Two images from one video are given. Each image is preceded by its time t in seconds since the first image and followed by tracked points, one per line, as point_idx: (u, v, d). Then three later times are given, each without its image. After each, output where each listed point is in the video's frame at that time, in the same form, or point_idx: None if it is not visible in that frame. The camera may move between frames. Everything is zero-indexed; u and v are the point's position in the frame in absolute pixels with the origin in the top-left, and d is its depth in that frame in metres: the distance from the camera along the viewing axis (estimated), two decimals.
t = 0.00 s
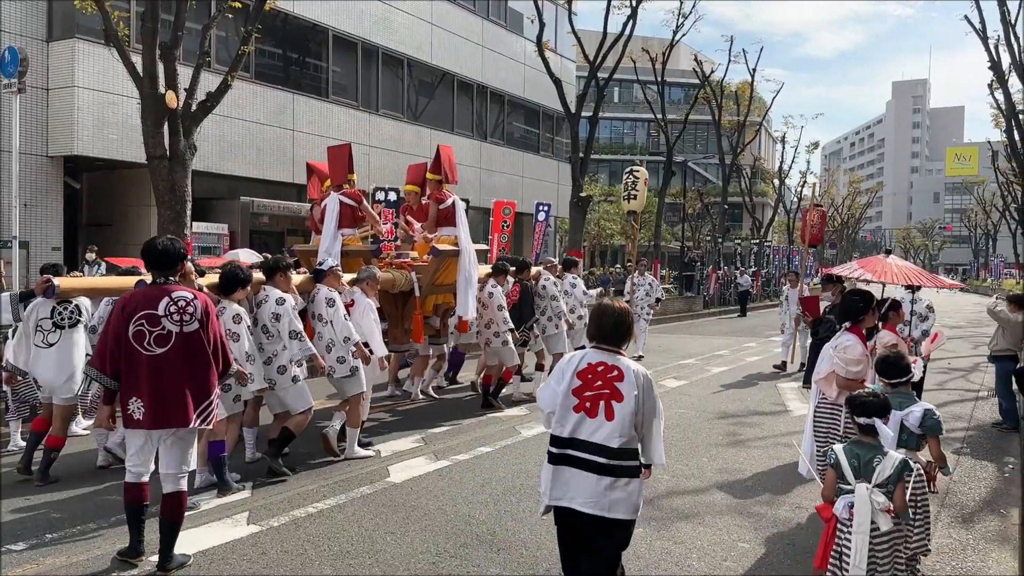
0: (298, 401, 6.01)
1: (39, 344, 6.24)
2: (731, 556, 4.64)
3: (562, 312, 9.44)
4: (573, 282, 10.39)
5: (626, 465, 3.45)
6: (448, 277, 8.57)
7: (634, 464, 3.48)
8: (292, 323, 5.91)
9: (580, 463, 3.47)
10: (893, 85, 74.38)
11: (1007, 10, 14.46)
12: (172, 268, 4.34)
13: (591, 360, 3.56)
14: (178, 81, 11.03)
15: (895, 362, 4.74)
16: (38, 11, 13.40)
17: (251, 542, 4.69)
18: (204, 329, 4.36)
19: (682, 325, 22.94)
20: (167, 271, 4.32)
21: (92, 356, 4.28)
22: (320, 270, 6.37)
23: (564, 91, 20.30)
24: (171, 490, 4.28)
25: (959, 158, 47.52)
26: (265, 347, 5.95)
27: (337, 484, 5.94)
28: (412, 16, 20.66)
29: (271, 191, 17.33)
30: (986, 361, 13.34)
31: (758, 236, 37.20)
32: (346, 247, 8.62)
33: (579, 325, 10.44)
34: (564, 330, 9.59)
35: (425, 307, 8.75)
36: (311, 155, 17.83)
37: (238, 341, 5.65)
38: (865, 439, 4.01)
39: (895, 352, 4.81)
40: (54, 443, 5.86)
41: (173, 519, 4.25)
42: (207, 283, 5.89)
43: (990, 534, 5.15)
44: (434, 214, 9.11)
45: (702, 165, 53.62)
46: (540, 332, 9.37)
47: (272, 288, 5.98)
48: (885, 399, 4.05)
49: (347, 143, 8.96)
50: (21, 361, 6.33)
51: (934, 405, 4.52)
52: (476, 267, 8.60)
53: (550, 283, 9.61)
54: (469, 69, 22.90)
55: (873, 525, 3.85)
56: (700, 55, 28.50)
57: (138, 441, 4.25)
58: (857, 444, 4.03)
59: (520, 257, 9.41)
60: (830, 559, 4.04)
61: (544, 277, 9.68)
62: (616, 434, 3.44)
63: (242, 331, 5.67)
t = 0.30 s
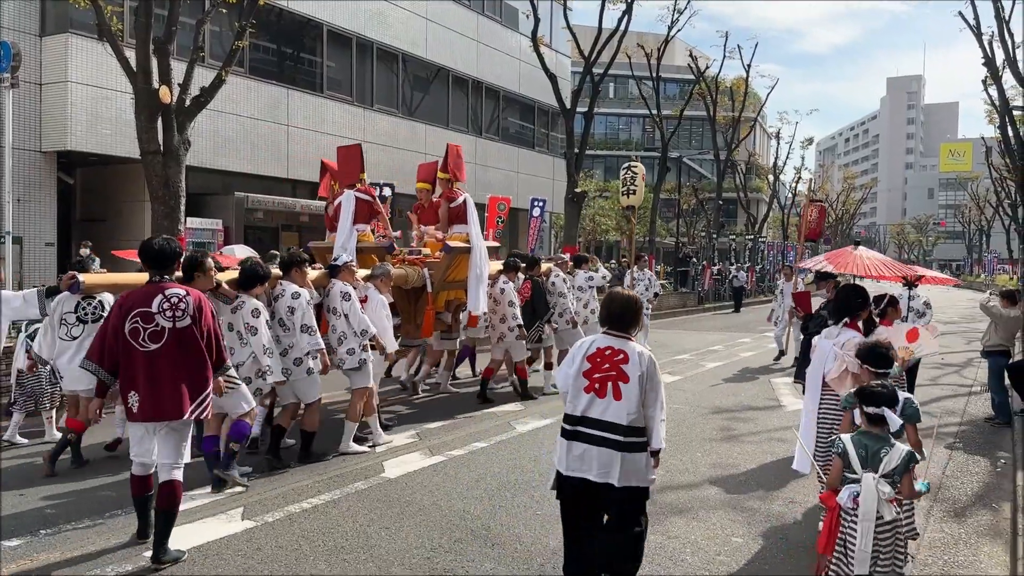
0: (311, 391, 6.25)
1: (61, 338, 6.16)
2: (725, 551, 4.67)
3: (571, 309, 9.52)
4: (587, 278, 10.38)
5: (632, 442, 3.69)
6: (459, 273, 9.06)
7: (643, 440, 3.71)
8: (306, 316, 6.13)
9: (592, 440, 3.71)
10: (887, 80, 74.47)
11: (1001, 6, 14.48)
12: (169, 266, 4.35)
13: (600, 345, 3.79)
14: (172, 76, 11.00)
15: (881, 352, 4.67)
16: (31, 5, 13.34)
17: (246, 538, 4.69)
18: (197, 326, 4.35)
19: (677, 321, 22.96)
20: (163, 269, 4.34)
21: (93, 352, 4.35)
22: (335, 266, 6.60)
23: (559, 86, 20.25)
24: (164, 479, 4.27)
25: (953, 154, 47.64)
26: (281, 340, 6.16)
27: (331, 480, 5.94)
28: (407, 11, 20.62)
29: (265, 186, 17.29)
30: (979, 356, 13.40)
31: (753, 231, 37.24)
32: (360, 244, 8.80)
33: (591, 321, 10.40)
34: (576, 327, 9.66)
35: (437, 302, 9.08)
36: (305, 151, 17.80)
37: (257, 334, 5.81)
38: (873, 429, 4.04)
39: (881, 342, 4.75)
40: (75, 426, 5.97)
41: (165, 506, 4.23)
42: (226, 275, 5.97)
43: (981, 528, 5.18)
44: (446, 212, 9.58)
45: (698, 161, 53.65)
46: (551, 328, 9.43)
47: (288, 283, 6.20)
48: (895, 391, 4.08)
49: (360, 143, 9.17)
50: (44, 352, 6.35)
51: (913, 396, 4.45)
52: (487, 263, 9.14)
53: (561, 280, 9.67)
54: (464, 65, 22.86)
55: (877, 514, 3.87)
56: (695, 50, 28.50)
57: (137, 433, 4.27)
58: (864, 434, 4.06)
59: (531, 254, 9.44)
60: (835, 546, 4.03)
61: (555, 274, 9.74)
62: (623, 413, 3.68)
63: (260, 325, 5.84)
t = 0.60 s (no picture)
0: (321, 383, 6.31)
1: (82, 331, 6.33)
2: (720, 546, 4.68)
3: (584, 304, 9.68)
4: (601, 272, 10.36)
5: (659, 432, 3.95)
6: (472, 269, 9.21)
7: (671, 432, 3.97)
8: (326, 308, 6.26)
9: (618, 430, 4.00)
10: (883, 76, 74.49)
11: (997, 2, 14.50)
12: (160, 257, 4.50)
13: (627, 342, 4.08)
14: (167, 72, 10.95)
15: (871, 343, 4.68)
16: None
17: (242, 534, 4.69)
18: (179, 316, 4.43)
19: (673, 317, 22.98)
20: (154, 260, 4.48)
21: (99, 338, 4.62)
22: (349, 262, 6.84)
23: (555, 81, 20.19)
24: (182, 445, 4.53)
25: (948, 150, 47.74)
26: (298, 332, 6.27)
27: (327, 476, 5.93)
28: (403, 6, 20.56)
29: (261, 182, 17.26)
30: (974, 351, 13.44)
31: (748, 227, 37.27)
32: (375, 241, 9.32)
33: (608, 317, 10.34)
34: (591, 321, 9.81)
35: (451, 297, 9.44)
36: (301, 146, 17.76)
37: (274, 328, 6.04)
38: (863, 420, 4.07)
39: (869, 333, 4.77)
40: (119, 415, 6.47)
41: (183, 470, 4.54)
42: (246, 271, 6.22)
43: (975, 523, 5.21)
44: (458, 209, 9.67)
45: (694, 157, 53.66)
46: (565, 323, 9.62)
47: (305, 277, 6.35)
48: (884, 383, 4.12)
49: (377, 143, 9.66)
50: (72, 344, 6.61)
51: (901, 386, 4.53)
52: (499, 259, 9.17)
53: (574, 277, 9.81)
54: (461, 60, 22.82)
55: (870, 504, 3.89)
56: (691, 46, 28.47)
57: (128, 418, 4.43)
58: (856, 425, 4.09)
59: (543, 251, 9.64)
60: (832, 537, 4.04)
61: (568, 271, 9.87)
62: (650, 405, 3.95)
63: (277, 318, 6.06)
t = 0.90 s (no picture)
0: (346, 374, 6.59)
1: (108, 325, 6.42)
2: (717, 541, 4.70)
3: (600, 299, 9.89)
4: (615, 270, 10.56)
5: (681, 411, 4.36)
6: (486, 266, 9.41)
7: (693, 410, 4.38)
8: (341, 304, 6.49)
9: (643, 408, 4.39)
10: (881, 72, 74.50)
11: None
12: (174, 257, 4.73)
13: (653, 327, 4.45)
14: (163, 67, 10.92)
15: (875, 340, 4.80)
16: None
17: (240, 529, 4.69)
18: (191, 314, 4.68)
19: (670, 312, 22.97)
20: (168, 260, 4.71)
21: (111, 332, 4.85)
22: (366, 257, 6.96)
23: (553, 77, 20.11)
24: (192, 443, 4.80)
25: (945, 145, 47.79)
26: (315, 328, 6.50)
27: (325, 471, 5.94)
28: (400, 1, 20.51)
29: (258, 178, 17.23)
30: (970, 346, 13.45)
31: (746, 222, 37.28)
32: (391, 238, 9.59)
33: (626, 311, 10.48)
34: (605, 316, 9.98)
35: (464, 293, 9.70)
36: (298, 142, 17.75)
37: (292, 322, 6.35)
38: (846, 411, 4.10)
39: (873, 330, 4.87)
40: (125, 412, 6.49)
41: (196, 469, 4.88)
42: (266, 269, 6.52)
43: (972, 517, 5.23)
44: (471, 206, 10.00)
45: (691, 152, 53.65)
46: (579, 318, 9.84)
47: (321, 273, 6.54)
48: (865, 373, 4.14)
49: (397, 141, 10.08)
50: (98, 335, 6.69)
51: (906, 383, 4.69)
52: (512, 256, 9.43)
53: (587, 273, 10.09)
54: (458, 56, 22.80)
55: (858, 490, 3.89)
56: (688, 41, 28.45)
57: (140, 410, 4.63)
58: (839, 416, 4.12)
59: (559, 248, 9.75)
60: (823, 524, 4.04)
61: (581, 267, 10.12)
62: (674, 387, 4.35)
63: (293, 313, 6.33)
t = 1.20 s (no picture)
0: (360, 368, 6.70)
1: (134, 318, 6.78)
2: (716, 537, 4.70)
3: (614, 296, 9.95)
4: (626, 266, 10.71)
5: (699, 398, 4.61)
6: (501, 262, 9.60)
7: (710, 397, 4.63)
8: (356, 298, 6.63)
9: (665, 396, 4.66)
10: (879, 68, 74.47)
11: None
12: (201, 252, 4.98)
13: (670, 319, 4.72)
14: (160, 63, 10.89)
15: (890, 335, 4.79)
16: None
17: (238, 526, 4.69)
18: (220, 305, 4.93)
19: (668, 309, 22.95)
20: (195, 254, 4.96)
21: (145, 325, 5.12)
22: (382, 254, 7.13)
23: (551, 73, 20.00)
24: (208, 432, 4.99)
25: (943, 141, 47.75)
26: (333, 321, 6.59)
27: (323, 467, 5.93)
28: None
29: (255, 173, 17.19)
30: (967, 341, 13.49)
31: (744, 218, 37.28)
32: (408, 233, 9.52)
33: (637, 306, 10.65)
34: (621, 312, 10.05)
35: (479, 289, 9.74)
36: (295, 138, 17.72)
37: (310, 315, 6.39)
38: (838, 402, 4.12)
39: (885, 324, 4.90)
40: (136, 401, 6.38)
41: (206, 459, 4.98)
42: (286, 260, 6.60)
43: (970, 513, 5.25)
44: (489, 204, 10.08)
45: (689, 148, 53.61)
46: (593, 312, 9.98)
47: (339, 268, 6.68)
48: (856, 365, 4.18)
49: (411, 139, 10.03)
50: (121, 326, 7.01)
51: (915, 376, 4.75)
52: (527, 252, 9.61)
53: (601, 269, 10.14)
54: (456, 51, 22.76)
55: (853, 480, 3.91)
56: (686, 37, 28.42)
57: (175, 398, 4.91)
58: (830, 408, 4.15)
59: (574, 244, 10.11)
60: (821, 517, 4.08)
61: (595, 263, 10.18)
62: (692, 375, 4.62)
63: (313, 307, 6.40)
